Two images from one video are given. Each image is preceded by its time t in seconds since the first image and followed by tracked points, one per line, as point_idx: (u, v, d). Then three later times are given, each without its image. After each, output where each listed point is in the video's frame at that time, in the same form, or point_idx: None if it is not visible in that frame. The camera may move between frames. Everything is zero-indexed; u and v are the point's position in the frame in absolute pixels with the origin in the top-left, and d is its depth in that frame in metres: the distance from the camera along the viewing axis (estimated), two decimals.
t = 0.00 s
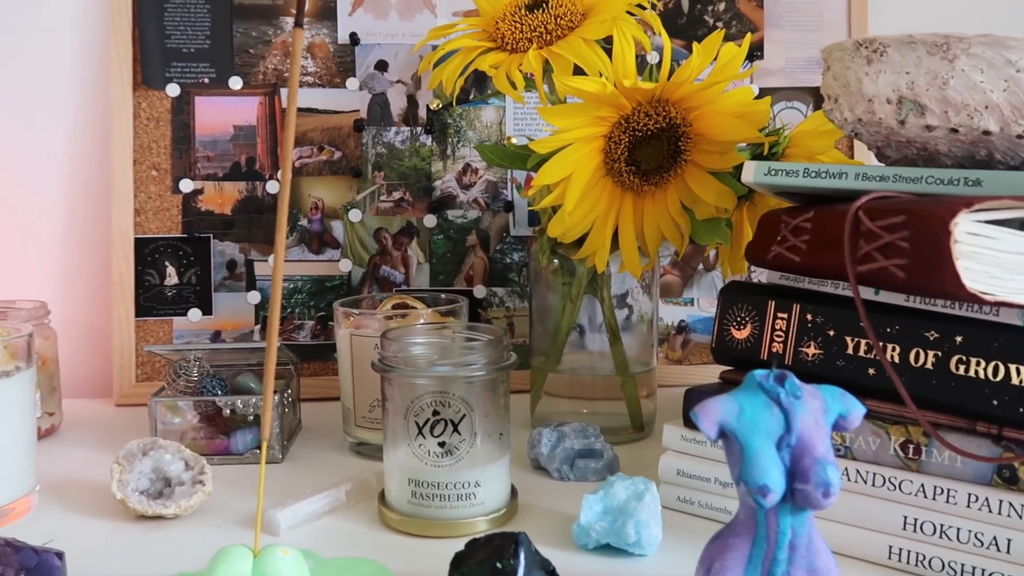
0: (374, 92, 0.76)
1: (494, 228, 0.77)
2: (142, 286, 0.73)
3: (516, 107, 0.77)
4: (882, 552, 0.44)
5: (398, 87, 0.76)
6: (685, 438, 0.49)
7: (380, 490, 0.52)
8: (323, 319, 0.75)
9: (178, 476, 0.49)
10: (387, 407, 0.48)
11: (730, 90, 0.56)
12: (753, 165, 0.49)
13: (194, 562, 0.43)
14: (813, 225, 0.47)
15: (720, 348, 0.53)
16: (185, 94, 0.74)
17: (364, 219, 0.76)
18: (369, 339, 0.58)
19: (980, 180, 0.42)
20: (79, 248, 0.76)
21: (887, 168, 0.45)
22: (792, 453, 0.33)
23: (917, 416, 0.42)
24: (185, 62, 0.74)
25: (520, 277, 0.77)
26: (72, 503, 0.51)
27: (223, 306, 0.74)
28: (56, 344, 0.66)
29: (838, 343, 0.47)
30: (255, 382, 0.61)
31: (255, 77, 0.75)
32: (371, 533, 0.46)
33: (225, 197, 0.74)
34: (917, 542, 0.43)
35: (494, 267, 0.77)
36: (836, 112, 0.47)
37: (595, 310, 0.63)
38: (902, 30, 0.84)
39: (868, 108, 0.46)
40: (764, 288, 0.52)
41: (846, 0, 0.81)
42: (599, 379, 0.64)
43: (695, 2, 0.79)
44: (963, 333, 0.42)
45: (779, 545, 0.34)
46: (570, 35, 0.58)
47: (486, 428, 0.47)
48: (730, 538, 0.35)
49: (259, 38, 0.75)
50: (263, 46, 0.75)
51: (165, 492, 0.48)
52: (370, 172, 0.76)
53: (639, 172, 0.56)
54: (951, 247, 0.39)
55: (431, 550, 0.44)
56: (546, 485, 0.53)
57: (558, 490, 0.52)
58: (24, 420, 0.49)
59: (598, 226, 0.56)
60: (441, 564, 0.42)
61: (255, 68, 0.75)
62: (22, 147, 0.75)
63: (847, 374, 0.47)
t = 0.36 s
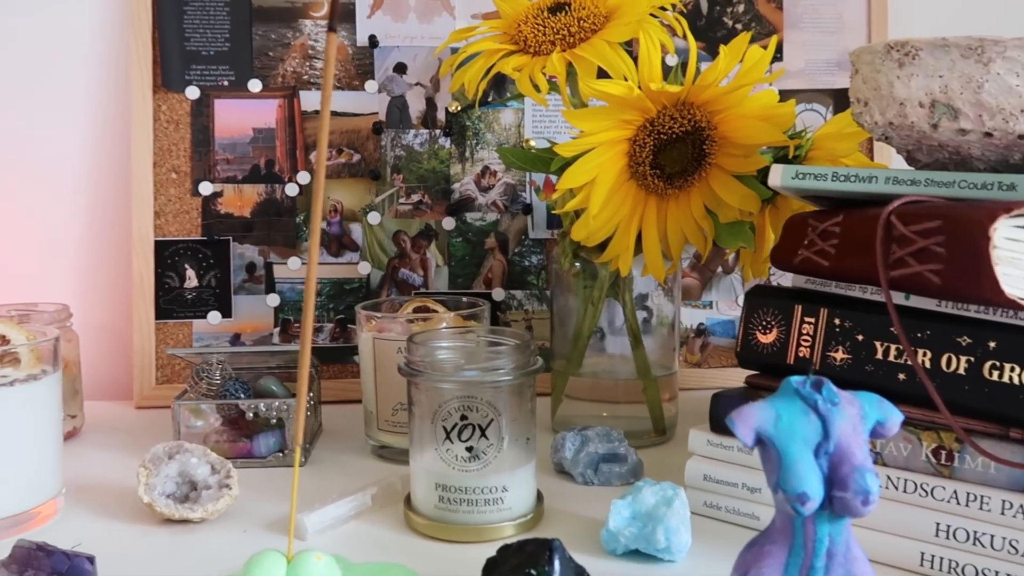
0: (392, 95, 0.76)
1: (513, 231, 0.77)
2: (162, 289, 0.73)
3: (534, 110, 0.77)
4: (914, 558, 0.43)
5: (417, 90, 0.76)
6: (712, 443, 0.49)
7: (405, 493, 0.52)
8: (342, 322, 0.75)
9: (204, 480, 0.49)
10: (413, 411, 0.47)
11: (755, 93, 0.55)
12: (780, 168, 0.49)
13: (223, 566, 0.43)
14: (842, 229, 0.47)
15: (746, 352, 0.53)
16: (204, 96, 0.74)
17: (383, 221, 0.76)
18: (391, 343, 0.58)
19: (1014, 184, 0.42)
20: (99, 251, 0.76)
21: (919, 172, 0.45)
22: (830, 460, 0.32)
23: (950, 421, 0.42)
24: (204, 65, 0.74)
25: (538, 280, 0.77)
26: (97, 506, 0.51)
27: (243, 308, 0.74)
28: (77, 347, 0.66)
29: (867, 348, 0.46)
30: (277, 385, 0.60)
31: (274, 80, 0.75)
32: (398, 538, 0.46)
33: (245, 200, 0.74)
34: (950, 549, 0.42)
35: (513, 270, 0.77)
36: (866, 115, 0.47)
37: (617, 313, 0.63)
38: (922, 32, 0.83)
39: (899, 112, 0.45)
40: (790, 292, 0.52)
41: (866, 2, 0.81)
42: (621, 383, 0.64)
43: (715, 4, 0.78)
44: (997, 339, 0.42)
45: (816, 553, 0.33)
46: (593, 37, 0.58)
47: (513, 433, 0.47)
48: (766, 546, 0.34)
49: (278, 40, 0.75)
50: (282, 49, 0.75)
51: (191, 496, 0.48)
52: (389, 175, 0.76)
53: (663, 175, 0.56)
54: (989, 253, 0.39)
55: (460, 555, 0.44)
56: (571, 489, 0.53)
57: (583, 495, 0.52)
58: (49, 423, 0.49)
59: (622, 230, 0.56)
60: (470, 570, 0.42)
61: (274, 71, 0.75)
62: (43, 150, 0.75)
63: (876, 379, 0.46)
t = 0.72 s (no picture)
0: (419, 100, 0.76)
1: (539, 235, 0.77)
2: (190, 293, 0.74)
3: (561, 114, 0.77)
4: (956, 569, 0.43)
5: (443, 94, 0.76)
6: (747, 451, 0.48)
7: (439, 500, 0.52)
8: (368, 327, 0.75)
9: (240, 486, 0.49)
10: (450, 418, 0.47)
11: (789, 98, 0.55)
12: (817, 175, 0.48)
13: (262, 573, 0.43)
14: (881, 237, 0.47)
15: (780, 359, 0.52)
16: (232, 101, 0.74)
17: (410, 226, 0.76)
18: (423, 348, 0.58)
19: None
20: (127, 255, 0.77)
21: (959, 180, 0.45)
22: (881, 471, 0.32)
23: (993, 430, 0.42)
24: (232, 70, 0.74)
25: (565, 284, 0.77)
26: (133, 512, 0.51)
27: (270, 313, 0.75)
28: (108, 352, 0.66)
29: (907, 356, 0.46)
30: (308, 391, 0.61)
31: (302, 85, 0.75)
32: (434, 545, 0.46)
33: (272, 204, 0.75)
34: (993, 560, 0.42)
35: (539, 275, 0.77)
36: (905, 122, 0.47)
37: (646, 318, 0.63)
38: (950, 35, 0.83)
39: (940, 119, 0.45)
40: (824, 299, 0.51)
41: (894, 5, 0.80)
42: (652, 389, 0.64)
43: (741, 9, 0.78)
44: None
45: (867, 565, 0.33)
46: (626, 43, 0.58)
47: (551, 440, 0.47)
48: (814, 557, 0.34)
49: (306, 45, 0.75)
50: (309, 53, 0.75)
51: (227, 503, 0.49)
52: (416, 180, 0.76)
53: (697, 181, 0.55)
54: None
55: (498, 563, 0.44)
56: (604, 497, 0.53)
57: (616, 503, 0.52)
58: (85, 430, 0.49)
59: (654, 236, 0.56)
60: None
61: (302, 76, 0.75)
62: (73, 156, 0.76)
63: (915, 387, 0.46)
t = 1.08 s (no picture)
0: (450, 107, 0.76)
1: (570, 243, 0.76)
2: (222, 300, 0.74)
3: (593, 121, 0.76)
4: None
5: (475, 101, 0.76)
6: (794, 464, 0.48)
7: (479, 511, 0.52)
8: (400, 334, 0.75)
9: (283, 496, 0.49)
10: (494, 429, 0.47)
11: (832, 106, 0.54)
12: (866, 186, 0.48)
13: None
14: (935, 249, 0.47)
15: (825, 371, 0.52)
16: (264, 109, 0.74)
17: (441, 233, 0.76)
18: (460, 359, 0.57)
19: None
20: (159, 262, 0.77)
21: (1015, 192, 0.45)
22: (950, 492, 0.32)
23: None
24: (264, 77, 0.74)
25: (596, 292, 0.77)
26: (173, 520, 0.51)
27: (303, 320, 0.75)
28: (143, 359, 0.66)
29: (960, 370, 0.46)
30: (343, 399, 0.60)
31: (334, 92, 0.75)
32: (478, 558, 0.46)
33: (304, 212, 0.74)
34: None
35: (571, 282, 0.77)
36: (960, 131, 0.49)
37: (682, 327, 0.63)
38: (986, 40, 0.82)
39: (996, 129, 0.48)
40: (869, 311, 0.51)
41: (930, 10, 0.79)
42: (689, 399, 0.63)
43: (775, 14, 0.78)
44: None
45: None
46: (665, 50, 0.57)
47: (596, 454, 0.46)
48: None
49: (337, 52, 0.75)
50: (341, 61, 0.75)
51: (270, 513, 0.48)
52: (447, 187, 0.76)
53: (739, 191, 0.55)
54: None
55: None
56: (646, 510, 0.52)
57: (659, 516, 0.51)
58: (129, 439, 0.49)
59: (695, 246, 0.55)
60: None
61: (333, 83, 0.75)
62: (105, 163, 0.76)
63: (969, 403, 0.46)
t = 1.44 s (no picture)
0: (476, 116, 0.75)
1: (596, 253, 0.76)
2: (248, 310, 0.74)
3: (619, 131, 0.76)
4: None
5: (500, 111, 0.76)
6: (833, 482, 0.48)
7: (514, 527, 0.51)
8: (425, 344, 0.75)
9: (317, 512, 0.49)
10: (531, 446, 0.47)
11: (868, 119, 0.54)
12: (906, 200, 0.48)
13: None
14: (978, 264, 0.47)
15: (863, 386, 0.51)
16: (290, 119, 0.74)
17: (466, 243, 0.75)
18: (492, 372, 0.57)
19: None
20: (184, 272, 0.77)
21: None
22: (1009, 517, 0.33)
23: None
24: (290, 87, 0.74)
25: (622, 302, 0.76)
26: (206, 535, 0.51)
27: (328, 331, 0.74)
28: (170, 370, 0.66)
29: (1004, 387, 0.46)
30: (372, 410, 0.60)
31: (359, 102, 0.75)
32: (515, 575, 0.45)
33: (329, 221, 0.74)
34: None
35: (597, 292, 0.76)
36: (1004, 145, 0.51)
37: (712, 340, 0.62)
38: (1014, 47, 0.81)
39: None
40: (908, 325, 0.51)
41: (958, 19, 0.79)
42: (720, 412, 0.63)
43: (802, 23, 0.77)
44: None
45: None
46: (698, 62, 0.57)
47: (634, 472, 0.46)
48: None
49: (363, 62, 0.75)
50: (367, 70, 0.75)
51: (304, 528, 0.48)
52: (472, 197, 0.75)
53: (774, 204, 0.54)
54: None
55: None
56: (681, 526, 0.52)
57: (695, 533, 0.51)
58: (163, 455, 0.48)
59: (729, 259, 0.55)
60: None
61: (359, 93, 0.75)
62: (130, 172, 0.76)
63: (1014, 421, 0.45)
